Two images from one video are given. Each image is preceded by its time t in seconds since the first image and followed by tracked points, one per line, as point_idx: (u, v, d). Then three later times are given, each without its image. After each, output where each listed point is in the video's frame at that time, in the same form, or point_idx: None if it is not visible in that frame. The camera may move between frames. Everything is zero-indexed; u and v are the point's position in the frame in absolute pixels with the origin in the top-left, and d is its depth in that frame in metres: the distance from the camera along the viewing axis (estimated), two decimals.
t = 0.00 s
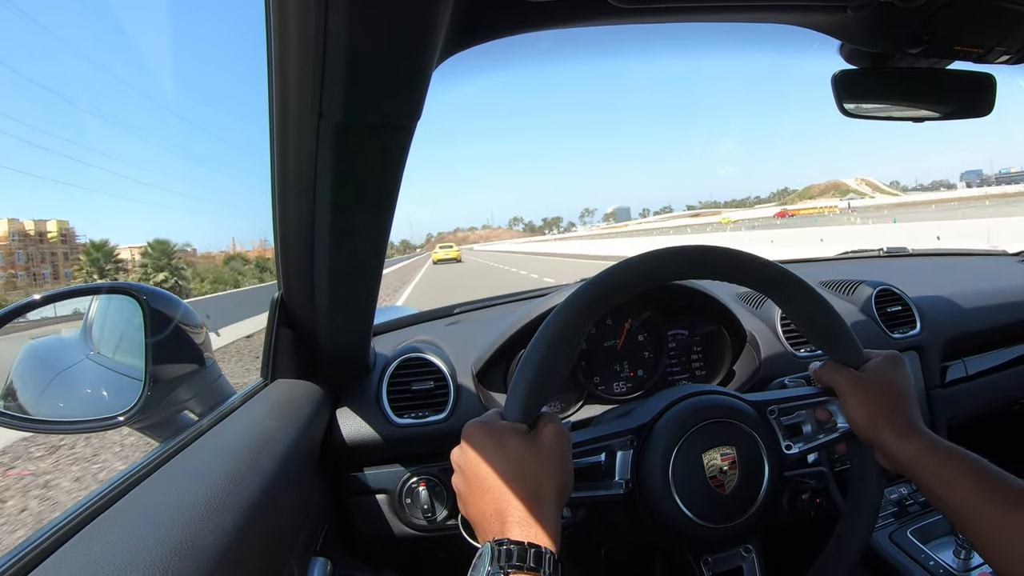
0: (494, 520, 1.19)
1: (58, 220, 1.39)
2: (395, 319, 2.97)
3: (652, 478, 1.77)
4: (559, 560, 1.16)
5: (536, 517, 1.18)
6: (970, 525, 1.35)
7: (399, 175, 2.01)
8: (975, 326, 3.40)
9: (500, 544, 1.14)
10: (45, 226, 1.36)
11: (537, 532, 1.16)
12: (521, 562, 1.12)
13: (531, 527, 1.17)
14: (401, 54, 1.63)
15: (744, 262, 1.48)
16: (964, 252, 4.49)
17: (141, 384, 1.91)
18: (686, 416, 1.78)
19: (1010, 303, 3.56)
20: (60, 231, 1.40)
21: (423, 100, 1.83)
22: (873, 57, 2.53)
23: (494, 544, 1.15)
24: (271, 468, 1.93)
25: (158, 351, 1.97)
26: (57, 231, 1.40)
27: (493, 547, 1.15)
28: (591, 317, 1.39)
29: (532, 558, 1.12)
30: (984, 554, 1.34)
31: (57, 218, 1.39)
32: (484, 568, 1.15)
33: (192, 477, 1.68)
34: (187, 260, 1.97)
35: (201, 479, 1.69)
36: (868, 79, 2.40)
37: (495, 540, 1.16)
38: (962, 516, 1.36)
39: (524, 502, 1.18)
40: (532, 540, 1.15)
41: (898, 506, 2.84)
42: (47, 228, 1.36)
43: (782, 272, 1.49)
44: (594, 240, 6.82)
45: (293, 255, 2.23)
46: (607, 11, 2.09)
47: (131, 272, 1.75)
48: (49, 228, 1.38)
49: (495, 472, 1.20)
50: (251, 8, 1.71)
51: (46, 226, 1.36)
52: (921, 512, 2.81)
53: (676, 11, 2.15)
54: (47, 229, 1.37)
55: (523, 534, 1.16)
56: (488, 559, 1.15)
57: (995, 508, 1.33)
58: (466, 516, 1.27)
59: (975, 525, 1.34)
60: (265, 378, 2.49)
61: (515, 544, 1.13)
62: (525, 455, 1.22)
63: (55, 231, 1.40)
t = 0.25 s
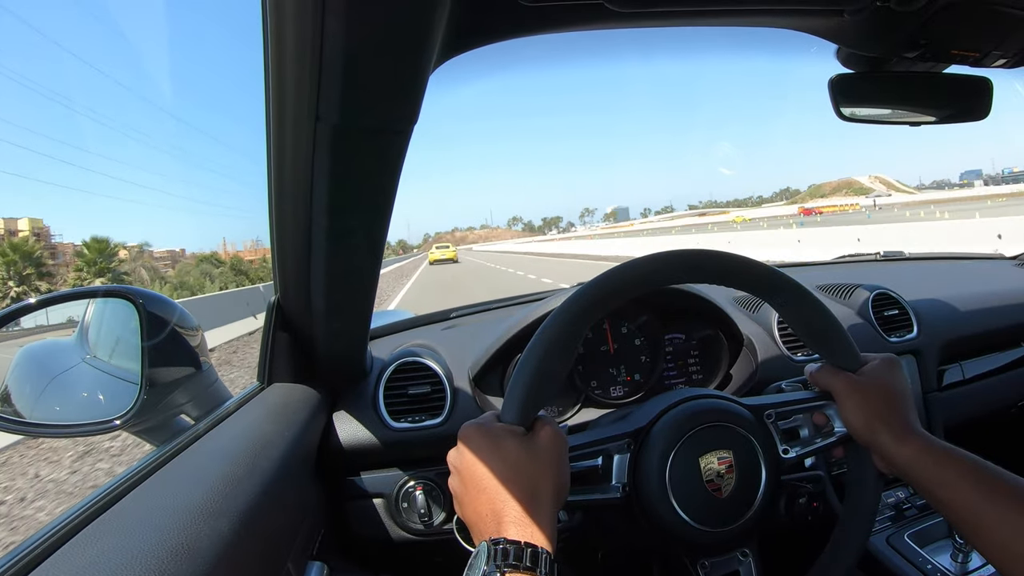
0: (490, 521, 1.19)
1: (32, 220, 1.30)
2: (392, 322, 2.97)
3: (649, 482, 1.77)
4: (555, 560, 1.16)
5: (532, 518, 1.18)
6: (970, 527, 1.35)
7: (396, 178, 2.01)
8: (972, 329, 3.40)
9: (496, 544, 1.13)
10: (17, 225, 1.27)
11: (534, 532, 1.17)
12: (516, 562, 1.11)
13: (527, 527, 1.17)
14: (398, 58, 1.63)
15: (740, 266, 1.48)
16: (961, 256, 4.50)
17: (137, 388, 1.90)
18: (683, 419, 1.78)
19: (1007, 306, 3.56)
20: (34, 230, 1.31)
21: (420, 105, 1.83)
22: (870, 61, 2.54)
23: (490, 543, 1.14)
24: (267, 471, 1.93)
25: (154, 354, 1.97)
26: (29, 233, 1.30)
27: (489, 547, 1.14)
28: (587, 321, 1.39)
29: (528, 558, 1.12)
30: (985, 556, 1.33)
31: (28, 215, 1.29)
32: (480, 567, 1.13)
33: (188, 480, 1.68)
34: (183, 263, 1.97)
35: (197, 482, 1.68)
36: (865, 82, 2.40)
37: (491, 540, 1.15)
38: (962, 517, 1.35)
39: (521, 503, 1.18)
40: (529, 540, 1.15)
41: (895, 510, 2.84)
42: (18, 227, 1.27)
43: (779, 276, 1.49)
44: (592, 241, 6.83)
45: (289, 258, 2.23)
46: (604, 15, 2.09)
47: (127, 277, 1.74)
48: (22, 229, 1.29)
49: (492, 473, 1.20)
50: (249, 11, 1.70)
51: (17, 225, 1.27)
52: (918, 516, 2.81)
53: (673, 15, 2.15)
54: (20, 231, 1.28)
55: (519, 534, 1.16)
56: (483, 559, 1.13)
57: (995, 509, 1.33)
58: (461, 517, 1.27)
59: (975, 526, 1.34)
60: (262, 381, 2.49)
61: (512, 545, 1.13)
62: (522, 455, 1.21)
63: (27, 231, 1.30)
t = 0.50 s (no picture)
0: (489, 524, 1.18)
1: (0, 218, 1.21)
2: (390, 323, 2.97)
3: (647, 482, 1.77)
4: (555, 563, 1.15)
5: (531, 521, 1.17)
6: (965, 527, 1.35)
7: (394, 178, 2.01)
8: (970, 329, 3.40)
9: (495, 548, 1.14)
10: None
11: (533, 536, 1.16)
12: (516, 566, 1.12)
13: (526, 530, 1.16)
14: (395, 58, 1.63)
15: (738, 266, 1.48)
16: (959, 255, 4.50)
17: (135, 388, 1.89)
18: (681, 419, 1.78)
19: (1004, 306, 3.57)
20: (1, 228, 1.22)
21: (418, 104, 1.82)
22: (868, 61, 2.54)
23: (489, 547, 1.14)
24: (265, 471, 1.93)
25: (152, 354, 1.96)
26: None
27: (489, 551, 1.14)
28: (585, 321, 1.39)
29: (527, 563, 1.12)
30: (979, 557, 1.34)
31: None
32: (480, 572, 1.14)
33: (186, 480, 1.68)
34: (177, 262, 1.95)
35: (195, 482, 1.68)
36: (863, 82, 2.40)
37: (490, 544, 1.15)
38: (958, 518, 1.36)
39: (519, 506, 1.18)
40: (528, 545, 1.15)
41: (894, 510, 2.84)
42: None
43: (777, 276, 1.49)
44: (591, 240, 6.83)
45: (287, 258, 2.22)
46: (601, 14, 2.09)
47: (124, 276, 1.74)
48: None
49: (491, 475, 1.20)
50: (246, 11, 1.70)
51: None
52: (917, 515, 2.81)
53: (671, 15, 2.15)
54: None
55: (518, 539, 1.16)
56: (483, 564, 1.14)
57: (989, 510, 1.33)
58: (460, 520, 1.26)
59: (971, 527, 1.34)
60: (260, 381, 2.48)
61: (511, 549, 1.13)
62: (521, 458, 1.21)
63: None
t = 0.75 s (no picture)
0: (489, 528, 1.18)
1: None
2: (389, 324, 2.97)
3: (648, 483, 1.77)
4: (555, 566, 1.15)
5: (532, 524, 1.17)
6: (966, 525, 1.35)
7: (393, 179, 2.01)
8: (969, 328, 3.40)
9: (496, 551, 1.13)
10: None
11: (534, 539, 1.16)
12: (516, 570, 1.11)
13: (527, 533, 1.16)
14: (394, 59, 1.63)
15: (736, 266, 1.48)
16: (957, 254, 4.51)
17: (135, 390, 1.89)
18: (680, 420, 1.78)
19: (1003, 305, 3.57)
20: None
21: (416, 106, 1.83)
22: (866, 61, 2.54)
23: (490, 551, 1.14)
24: (265, 473, 1.93)
25: (151, 356, 1.96)
26: None
27: (489, 555, 1.14)
28: (584, 322, 1.39)
29: (527, 566, 1.11)
30: (981, 555, 1.33)
31: None
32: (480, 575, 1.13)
33: (186, 482, 1.68)
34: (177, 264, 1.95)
35: (194, 483, 1.68)
36: (861, 81, 2.40)
37: (491, 547, 1.15)
38: (959, 516, 1.35)
39: (520, 509, 1.18)
40: (529, 547, 1.15)
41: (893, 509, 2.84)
42: None
43: (776, 276, 1.49)
44: (590, 240, 6.85)
45: (286, 260, 2.23)
46: (599, 15, 2.09)
47: (123, 279, 1.74)
48: None
49: (491, 479, 1.20)
50: (245, 13, 1.70)
51: None
52: (916, 515, 2.81)
53: (669, 15, 2.15)
54: None
55: (518, 541, 1.15)
56: (483, 567, 1.14)
57: (990, 508, 1.33)
58: (461, 525, 1.26)
59: (972, 525, 1.34)
60: (259, 383, 2.48)
61: (511, 551, 1.12)
62: (520, 461, 1.22)
63: None
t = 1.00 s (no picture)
0: (487, 529, 1.18)
1: None
2: (387, 324, 2.97)
3: (645, 484, 1.77)
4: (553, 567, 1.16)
5: (530, 525, 1.17)
6: (964, 525, 1.35)
7: (391, 179, 2.01)
8: (967, 329, 3.41)
9: (494, 553, 1.13)
10: None
11: (532, 539, 1.16)
12: (515, 571, 1.11)
13: (525, 534, 1.16)
14: (392, 59, 1.63)
15: (734, 266, 1.48)
16: (955, 256, 4.51)
17: (132, 389, 1.89)
18: (679, 421, 1.78)
19: (1001, 307, 3.57)
20: None
21: (415, 106, 1.82)
22: (865, 62, 2.54)
23: (488, 552, 1.14)
24: (263, 472, 1.92)
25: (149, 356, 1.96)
26: None
27: (488, 556, 1.14)
28: (582, 322, 1.39)
29: (526, 568, 1.12)
30: (979, 556, 1.33)
31: None
32: None
33: (184, 482, 1.68)
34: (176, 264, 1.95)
35: (192, 483, 1.68)
36: (860, 83, 2.40)
37: (489, 548, 1.15)
38: (957, 516, 1.35)
39: (518, 511, 1.18)
40: (527, 548, 1.15)
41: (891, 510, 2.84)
42: None
43: (775, 277, 1.49)
44: (589, 240, 6.85)
45: (285, 259, 2.22)
46: (598, 15, 2.09)
47: (122, 278, 1.74)
48: None
49: (488, 479, 1.20)
50: (244, 12, 1.69)
51: None
52: (914, 516, 2.82)
53: (667, 16, 2.15)
54: None
55: (517, 543, 1.15)
56: (480, 569, 1.14)
57: (988, 509, 1.33)
58: (458, 526, 1.26)
59: (970, 525, 1.34)
60: (257, 383, 2.48)
61: (510, 553, 1.12)
62: (518, 462, 1.22)
63: None
